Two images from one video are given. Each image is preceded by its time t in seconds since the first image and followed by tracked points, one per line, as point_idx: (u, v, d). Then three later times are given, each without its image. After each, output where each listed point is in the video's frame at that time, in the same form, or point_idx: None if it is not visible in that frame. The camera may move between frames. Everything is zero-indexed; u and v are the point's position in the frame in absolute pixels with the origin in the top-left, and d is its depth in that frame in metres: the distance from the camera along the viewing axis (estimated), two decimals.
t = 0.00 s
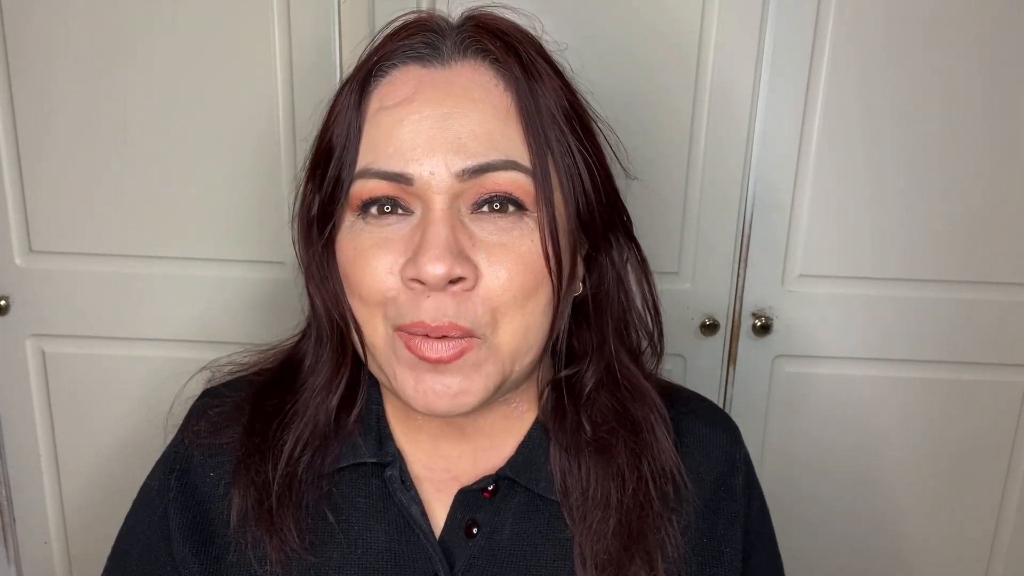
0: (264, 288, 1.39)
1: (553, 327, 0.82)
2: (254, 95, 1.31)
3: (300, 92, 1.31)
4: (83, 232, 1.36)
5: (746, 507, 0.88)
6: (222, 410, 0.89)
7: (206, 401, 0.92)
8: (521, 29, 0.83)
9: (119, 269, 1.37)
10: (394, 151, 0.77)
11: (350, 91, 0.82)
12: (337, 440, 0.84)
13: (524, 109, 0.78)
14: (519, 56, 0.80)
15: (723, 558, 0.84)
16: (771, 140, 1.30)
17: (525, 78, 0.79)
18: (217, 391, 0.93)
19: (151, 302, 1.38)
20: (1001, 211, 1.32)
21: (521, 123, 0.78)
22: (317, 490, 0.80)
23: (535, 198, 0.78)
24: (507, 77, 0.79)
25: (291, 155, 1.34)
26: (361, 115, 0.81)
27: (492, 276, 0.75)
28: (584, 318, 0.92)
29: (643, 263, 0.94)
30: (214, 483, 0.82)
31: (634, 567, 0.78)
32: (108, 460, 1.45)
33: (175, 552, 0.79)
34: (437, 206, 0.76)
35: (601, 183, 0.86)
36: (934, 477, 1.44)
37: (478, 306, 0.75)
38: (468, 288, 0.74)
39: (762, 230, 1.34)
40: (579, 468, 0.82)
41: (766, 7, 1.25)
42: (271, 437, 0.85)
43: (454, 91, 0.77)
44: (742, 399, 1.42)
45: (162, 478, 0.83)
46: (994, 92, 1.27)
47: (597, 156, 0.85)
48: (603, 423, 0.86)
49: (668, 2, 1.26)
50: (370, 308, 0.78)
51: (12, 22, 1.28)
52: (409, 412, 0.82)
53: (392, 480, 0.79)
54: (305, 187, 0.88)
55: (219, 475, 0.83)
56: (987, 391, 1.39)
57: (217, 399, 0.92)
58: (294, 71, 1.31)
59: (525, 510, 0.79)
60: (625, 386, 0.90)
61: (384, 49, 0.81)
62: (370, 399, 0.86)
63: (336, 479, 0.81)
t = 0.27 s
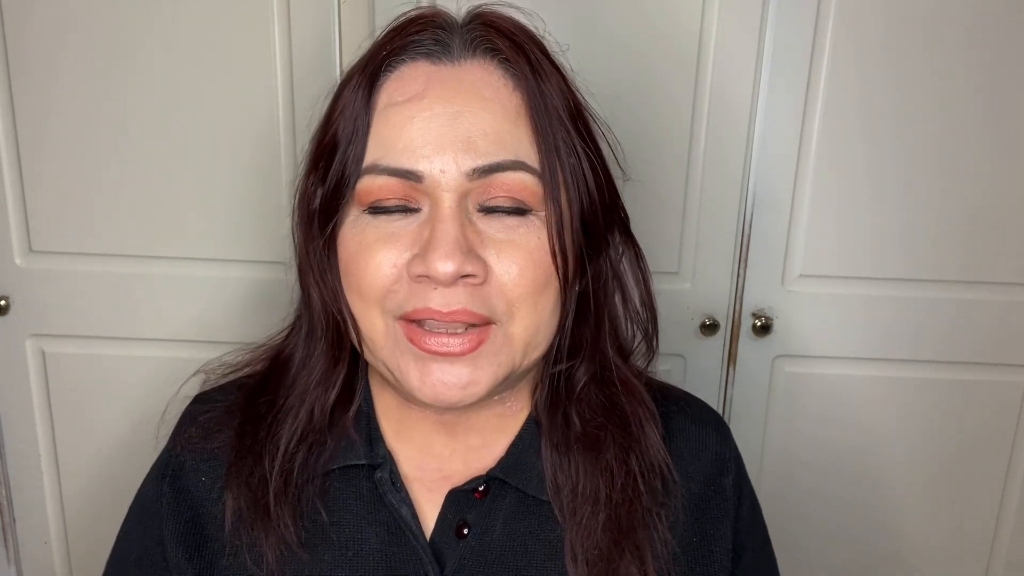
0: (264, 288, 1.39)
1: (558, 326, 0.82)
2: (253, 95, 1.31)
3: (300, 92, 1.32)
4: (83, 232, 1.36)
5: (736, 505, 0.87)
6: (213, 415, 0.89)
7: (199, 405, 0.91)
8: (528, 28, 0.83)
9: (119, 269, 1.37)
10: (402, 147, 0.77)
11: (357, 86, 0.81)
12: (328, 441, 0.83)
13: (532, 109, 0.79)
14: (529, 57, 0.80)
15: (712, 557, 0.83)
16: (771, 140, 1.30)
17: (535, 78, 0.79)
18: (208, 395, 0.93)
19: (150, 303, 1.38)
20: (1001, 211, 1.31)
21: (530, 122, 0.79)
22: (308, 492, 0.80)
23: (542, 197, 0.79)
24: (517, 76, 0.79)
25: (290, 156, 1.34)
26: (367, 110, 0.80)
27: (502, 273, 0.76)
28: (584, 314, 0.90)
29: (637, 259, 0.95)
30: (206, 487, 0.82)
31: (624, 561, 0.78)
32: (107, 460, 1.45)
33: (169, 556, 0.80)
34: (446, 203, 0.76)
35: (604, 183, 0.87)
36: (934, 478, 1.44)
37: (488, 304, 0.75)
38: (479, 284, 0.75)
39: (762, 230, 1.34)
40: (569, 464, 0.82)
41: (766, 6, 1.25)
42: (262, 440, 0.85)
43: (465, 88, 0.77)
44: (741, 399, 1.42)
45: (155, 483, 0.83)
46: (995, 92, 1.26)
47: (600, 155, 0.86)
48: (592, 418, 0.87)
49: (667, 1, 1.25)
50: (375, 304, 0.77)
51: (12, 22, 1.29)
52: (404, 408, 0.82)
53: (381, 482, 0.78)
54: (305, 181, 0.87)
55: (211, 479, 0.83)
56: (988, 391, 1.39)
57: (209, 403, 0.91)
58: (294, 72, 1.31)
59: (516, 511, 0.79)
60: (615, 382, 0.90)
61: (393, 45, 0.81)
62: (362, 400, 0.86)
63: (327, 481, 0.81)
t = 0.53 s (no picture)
0: (263, 288, 1.39)
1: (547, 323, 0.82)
2: (252, 96, 1.31)
3: (299, 93, 1.32)
4: (82, 232, 1.36)
5: (728, 503, 0.87)
6: (204, 422, 0.89)
7: (190, 412, 0.92)
8: (513, 25, 0.83)
9: (118, 270, 1.38)
10: (389, 146, 0.77)
11: (343, 86, 0.81)
12: (317, 445, 0.83)
13: (518, 106, 0.79)
14: (514, 54, 0.80)
15: (703, 555, 0.83)
16: (770, 140, 1.30)
17: (520, 75, 0.79)
18: (199, 402, 0.93)
19: (149, 303, 1.38)
20: (1002, 211, 1.31)
21: (517, 120, 0.79)
22: (298, 496, 0.80)
23: (529, 195, 0.79)
24: (503, 74, 0.79)
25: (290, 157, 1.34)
26: (354, 109, 0.80)
27: (491, 270, 0.76)
28: (572, 312, 0.90)
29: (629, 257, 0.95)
30: (197, 494, 0.83)
31: (613, 559, 0.78)
32: (107, 460, 1.46)
33: (162, 563, 0.80)
34: (434, 202, 0.76)
35: (591, 181, 0.87)
36: (934, 478, 1.43)
37: (478, 301, 0.75)
38: (468, 282, 0.75)
39: (762, 230, 1.33)
40: (559, 462, 0.82)
41: (766, 6, 1.25)
42: (253, 445, 0.85)
43: (451, 86, 0.77)
44: (741, 399, 1.41)
45: (147, 490, 0.84)
46: (996, 91, 1.26)
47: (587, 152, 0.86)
48: (582, 415, 0.87)
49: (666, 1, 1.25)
50: (364, 303, 0.77)
51: (12, 23, 1.29)
52: (394, 406, 0.82)
53: (370, 485, 0.79)
54: (292, 181, 0.87)
55: (202, 486, 0.83)
56: (988, 391, 1.38)
57: (199, 410, 0.92)
58: (293, 73, 1.31)
59: (506, 512, 0.79)
60: (605, 378, 0.90)
61: (378, 44, 0.81)
62: (351, 402, 0.86)
63: (317, 485, 0.81)
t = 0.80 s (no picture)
0: (263, 288, 1.39)
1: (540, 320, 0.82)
2: (252, 96, 1.31)
3: (299, 93, 1.32)
4: (81, 231, 1.37)
5: (725, 502, 0.86)
6: (204, 417, 0.89)
7: (190, 407, 0.92)
8: (504, 25, 0.84)
9: (118, 269, 1.38)
10: (377, 145, 0.77)
11: (333, 87, 0.82)
12: (317, 441, 0.84)
13: (506, 105, 0.79)
14: (502, 52, 0.80)
15: (700, 554, 0.83)
16: (770, 140, 1.30)
17: (509, 73, 0.79)
18: (200, 397, 0.93)
19: (149, 303, 1.38)
20: (1003, 211, 1.31)
21: (505, 118, 0.78)
22: (297, 491, 0.80)
23: (519, 193, 0.79)
24: (491, 72, 0.79)
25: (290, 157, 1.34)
26: (343, 110, 0.81)
27: (480, 268, 0.75)
28: (567, 311, 0.91)
29: (623, 258, 0.95)
30: (198, 489, 0.83)
31: (610, 557, 0.78)
32: (107, 459, 1.46)
33: (161, 558, 0.80)
34: (422, 200, 0.76)
35: (582, 178, 0.87)
36: (934, 478, 1.43)
37: (466, 299, 0.75)
38: (456, 280, 0.75)
39: (761, 229, 1.33)
40: (556, 461, 0.82)
41: (766, 6, 1.25)
42: (252, 441, 0.85)
43: (439, 85, 0.77)
44: (741, 399, 1.41)
45: (148, 484, 0.84)
46: (996, 91, 1.25)
47: (579, 151, 0.86)
48: (580, 414, 0.87)
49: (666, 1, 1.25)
50: (354, 302, 0.78)
51: (12, 23, 1.29)
52: (391, 405, 0.82)
53: (369, 481, 0.79)
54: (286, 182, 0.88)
55: (202, 481, 0.83)
56: (989, 392, 1.38)
57: (200, 406, 0.92)
58: (294, 73, 1.31)
59: (504, 508, 0.79)
60: (603, 377, 0.90)
61: (368, 45, 0.81)
62: (350, 399, 0.86)
63: (316, 481, 0.81)
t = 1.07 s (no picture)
0: (263, 288, 1.39)
1: (537, 315, 0.81)
2: (253, 96, 1.31)
3: (300, 93, 1.32)
4: (81, 231, 1.36)
5: (726, 504, 0.87)
6: (207, 415, 0.89)
7: (193, 405, 0.92)
8: (498, 23, 0.84)
9: (118, 269, 1.38)
10: (370, 142, 0.77)
11: (328, 87, 0.82)
12: (319, 440, 0.84)
13: (499, 102, 0.78)
14: (494, 49, 0.80)
15: (700, 555, 0.83)
16: (770, 140, 1.30)
17: (501, 69, 0.79)
18: (203, 395, 0.93)
19: (149, 303, 1.38)
20: (1002, 211, 1.31)
21: (497, 114, 0.78)
22: (299, 491, 0.80)
23: (512, 188, 0.78)
24: (483, 69, 0.79)
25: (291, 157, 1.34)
26: (338, 109, 0.81)
27: (473, 262, 0.75)
28: (565, 309, 0.92)
29: (622, 257, 0.95)
30: (200, 487, 0.83)
31: (612, 559, 0.78)
32: (107, 460, 1.46)
33: (163, 557, 0.80)
34: (415, 196, 0.76)
35: (578, 174, 0.86)
36: (933, 478, 1.44)
37: (459, 293, 0.75)
38: (449, 274, 0.75)
39: (761, 229, 1.34)
40: (558, 462, 0.82)
41: (766, 6, 1.25)
42: (254, 440, 0.85)
43: (431, 83, 0.77)
44: (741, 399, 1.41)
45: (150, 483, 0.84)
46: (996, 91, 1.26)
47: (574, 148, 0.85)
48: (581, 415, 0.87)
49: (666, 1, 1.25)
50: (348, 298, 0.78)
51: (12, 23, 1.29)
52: (391, 404, 0.83)
53: (371, 481, 0.79)
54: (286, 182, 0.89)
55: (204, 479, 0.83)
56: (989, 391, 1.38)
57: (203, 403, 0.92)
58: (294, 74, 1.31)
59: (506, 509, 0.79)
60: (603, 378, 0.90)
61: (362, 45, 0.82)
62: (352, 399, 0.86)
63: (318, 480, 0.81)
